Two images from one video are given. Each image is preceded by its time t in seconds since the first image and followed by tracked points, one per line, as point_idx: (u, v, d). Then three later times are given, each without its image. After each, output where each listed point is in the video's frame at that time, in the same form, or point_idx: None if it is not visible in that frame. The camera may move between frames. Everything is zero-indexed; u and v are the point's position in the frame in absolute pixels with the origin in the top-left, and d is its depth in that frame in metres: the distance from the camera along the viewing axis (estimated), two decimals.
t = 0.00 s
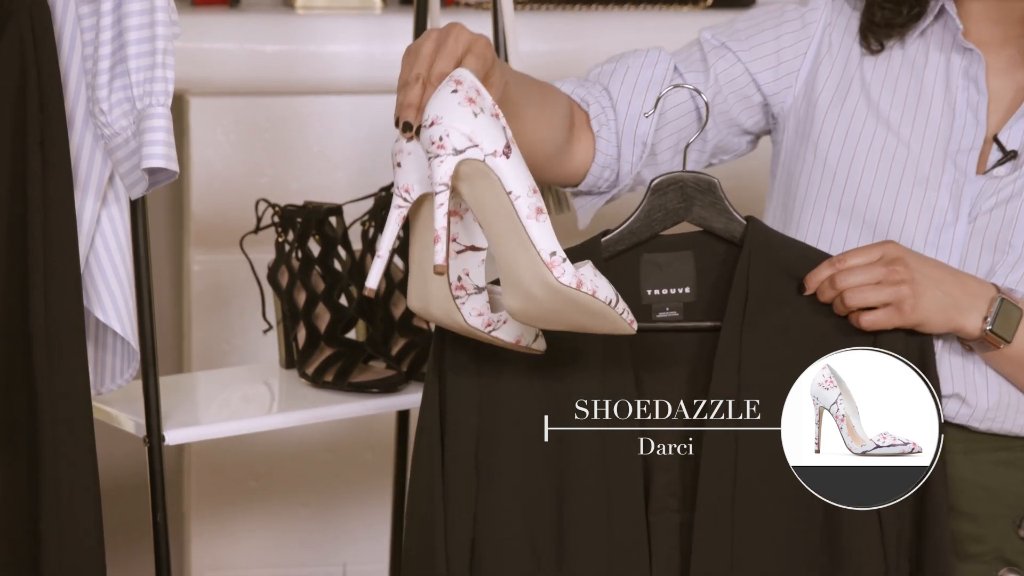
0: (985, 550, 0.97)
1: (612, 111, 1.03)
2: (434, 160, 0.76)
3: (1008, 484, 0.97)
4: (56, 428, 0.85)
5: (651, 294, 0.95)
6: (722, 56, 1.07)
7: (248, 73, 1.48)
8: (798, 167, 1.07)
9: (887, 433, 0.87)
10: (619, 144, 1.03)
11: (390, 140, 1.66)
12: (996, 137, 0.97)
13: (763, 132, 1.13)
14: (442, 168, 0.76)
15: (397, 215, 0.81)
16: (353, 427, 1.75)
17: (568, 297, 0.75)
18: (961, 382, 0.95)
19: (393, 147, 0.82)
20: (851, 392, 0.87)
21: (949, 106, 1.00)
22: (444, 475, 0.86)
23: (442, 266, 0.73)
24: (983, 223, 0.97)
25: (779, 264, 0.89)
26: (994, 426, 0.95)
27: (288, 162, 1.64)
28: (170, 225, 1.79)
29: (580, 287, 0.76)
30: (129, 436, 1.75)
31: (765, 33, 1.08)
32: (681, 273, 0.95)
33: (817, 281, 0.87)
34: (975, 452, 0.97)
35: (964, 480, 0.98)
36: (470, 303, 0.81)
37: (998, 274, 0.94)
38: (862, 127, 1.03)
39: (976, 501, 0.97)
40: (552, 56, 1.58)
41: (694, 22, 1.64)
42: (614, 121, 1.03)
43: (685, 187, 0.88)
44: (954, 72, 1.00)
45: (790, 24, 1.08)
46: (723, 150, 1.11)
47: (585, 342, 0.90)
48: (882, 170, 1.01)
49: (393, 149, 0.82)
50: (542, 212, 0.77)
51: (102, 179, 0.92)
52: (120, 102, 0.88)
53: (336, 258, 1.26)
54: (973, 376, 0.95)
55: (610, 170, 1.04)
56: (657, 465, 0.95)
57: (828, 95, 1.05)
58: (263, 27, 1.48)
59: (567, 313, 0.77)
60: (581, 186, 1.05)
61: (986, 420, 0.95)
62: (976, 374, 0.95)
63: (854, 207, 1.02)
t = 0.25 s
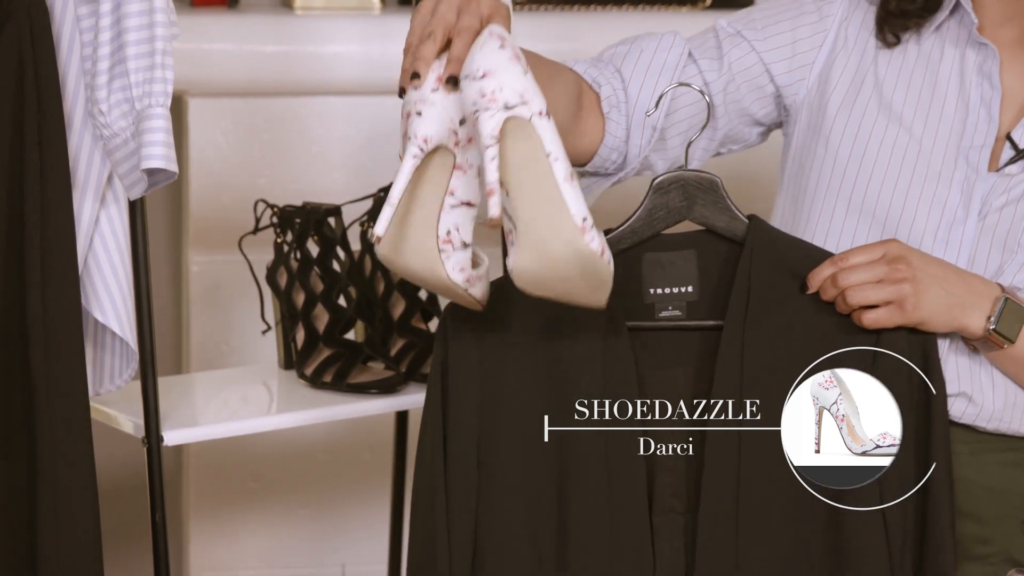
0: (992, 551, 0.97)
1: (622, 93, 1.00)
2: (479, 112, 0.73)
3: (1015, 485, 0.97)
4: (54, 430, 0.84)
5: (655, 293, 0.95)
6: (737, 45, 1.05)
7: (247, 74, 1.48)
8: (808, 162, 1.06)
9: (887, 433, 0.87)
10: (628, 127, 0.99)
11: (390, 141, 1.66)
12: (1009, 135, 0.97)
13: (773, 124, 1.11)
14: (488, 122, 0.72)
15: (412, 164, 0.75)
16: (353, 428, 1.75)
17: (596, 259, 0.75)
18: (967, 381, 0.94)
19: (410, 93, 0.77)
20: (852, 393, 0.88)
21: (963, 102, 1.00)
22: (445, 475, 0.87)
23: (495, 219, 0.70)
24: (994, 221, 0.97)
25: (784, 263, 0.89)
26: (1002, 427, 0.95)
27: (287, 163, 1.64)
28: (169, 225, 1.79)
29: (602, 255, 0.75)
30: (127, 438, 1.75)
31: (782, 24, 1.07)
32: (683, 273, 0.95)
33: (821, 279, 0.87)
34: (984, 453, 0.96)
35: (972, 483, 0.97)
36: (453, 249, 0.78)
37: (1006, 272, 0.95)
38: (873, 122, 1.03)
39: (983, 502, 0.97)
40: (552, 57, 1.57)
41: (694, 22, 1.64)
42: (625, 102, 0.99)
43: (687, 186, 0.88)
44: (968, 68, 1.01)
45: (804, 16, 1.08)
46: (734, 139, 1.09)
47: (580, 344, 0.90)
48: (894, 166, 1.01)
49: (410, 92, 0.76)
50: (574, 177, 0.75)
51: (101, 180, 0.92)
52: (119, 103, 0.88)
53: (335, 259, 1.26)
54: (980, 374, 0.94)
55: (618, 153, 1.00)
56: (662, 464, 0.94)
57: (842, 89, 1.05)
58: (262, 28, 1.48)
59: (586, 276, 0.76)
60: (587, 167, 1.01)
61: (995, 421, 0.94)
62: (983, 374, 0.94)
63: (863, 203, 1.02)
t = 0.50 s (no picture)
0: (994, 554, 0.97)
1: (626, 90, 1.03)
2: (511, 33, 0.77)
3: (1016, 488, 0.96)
4: (51, 432, 0.85)
5: (650, 297, 0.96)
6: (741, 43, 1.06)
7: (243, 75, 1.48)
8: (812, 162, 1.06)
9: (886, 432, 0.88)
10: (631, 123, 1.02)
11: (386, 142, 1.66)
12: (1013, 136, 0.98)
13: (780, 123, 1.12)
14: (525, 38, 0.77)
15: (458, 107, 0.78)
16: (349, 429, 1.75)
17: (650, 156, 0.77)
18: (967, 384, 0.95)
19: (427, 45, 0.79)
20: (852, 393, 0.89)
21: (967, 102, 1.01)
22: (444, 475, 0.86)
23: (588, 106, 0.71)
24: (995, 222, 0.98)
25: (779, 266, 0.90)
26: (1002, 431, 0.94)
27: (283, 165, 1.64)
28: (164, 228, 1.78)
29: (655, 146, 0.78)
30: (122, 440, 1.74)
31: (787, 22, 1.08)
32: (679, 275, 0.95)
33: (815, 283, 0.87)
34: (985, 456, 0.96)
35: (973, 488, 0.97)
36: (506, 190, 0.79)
37: (1006, 275, 0.96)
38: (877, 121, 1.03)
39: (984, 506, 0.96)
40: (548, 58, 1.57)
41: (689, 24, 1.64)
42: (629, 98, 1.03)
43: (682, 190, 0.88)
44: (972, 68, 1.01)
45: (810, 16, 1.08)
46: (741, 138, 1.10)
47: (581, 343, 0.90)
48: (897, 166, 1.01)
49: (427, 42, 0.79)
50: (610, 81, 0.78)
51: (97, 181, 0.92)
52: (116, 105, 0.88)
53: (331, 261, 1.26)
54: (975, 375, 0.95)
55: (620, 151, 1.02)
56: (662, 466, 0.95)
57: (847, 89, 1.05)
58: (258, 30, 1.48)
59: (636, 187, 0.78)
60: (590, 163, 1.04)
61: (993, 423, 0.94)
62: (982, 379, 0.95)
63: (866, 204, 1.02)
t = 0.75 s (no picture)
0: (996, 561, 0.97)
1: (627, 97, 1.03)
2: None
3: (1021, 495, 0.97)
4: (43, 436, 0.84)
5: (647, 302, 0.96)
6: (741, 50, 1.06)
7: (238, 77, 1.47)
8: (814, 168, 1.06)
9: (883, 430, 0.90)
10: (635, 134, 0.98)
11: (381, 144, 1.65)
12: (1014, 139, 0.98)
13: (784, 130, 1.12)
14: None
15: (521, 59, 0.74)
16: (345, 431, 1.74)
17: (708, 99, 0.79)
18: (968, 390, 0.95)
19: (481, 4, 0.75)
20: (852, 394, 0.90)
21: (970, 107, 1.00)
22: (442, 475, 0.87)
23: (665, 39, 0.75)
24: (996, 225, 0.98)
25: (778, 273, 0.90)
26: (1006, 437, 0.94)
27: (278, 167, 1.63)
28: (159, 229, 1.78)
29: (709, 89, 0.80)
30: (118, 443, 1.74)
31: (787, 30, 1.08)
32: (677, 281, 0.95)
33: (810, 288, 0.87)
34: (988, 465, 0.96)
35: (977, 494, 0.97)
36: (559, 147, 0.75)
37: (1006, 280, 0.96)
38: (878, 127, 1.03)
39: (987, 512, 0.97)
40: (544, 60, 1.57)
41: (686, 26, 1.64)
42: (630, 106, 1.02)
43: (679, 198, 0.89)
44: (975, 72, 1.01)
45: (812, 21, 1.08)
46: (745, 146, 1.09)
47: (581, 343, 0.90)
48: (899, 170, 1.01)
49: None
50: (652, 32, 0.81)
51: (91, 183, 0.91)
52: (110, 106, 0.88)
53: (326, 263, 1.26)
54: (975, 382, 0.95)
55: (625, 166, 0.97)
56: (661, 468, 0.95)
57: (847, 94, 1.05)
58: (254, 31, 1.47)
59: (695, 132, 0.79)
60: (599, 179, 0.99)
61: (996, 430, 0.94)
62: (984, 383, 0.95)
63: (868, 208, 1.02)
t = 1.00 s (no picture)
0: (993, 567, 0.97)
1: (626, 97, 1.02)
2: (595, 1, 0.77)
3: (1020, 502, 0.97)
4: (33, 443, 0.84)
5: (647, 306, 0.96)
6: (743, 53, 1.07)
7: (228, 82, 1.47)
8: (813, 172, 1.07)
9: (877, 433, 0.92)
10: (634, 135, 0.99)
11: (373, 150, 1.65)
12: (1015, 145, 0.99)
13: (785, 134, 1.13)
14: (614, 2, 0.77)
15: (538, 72, 0.74)
16: (337, 437, 1.74)
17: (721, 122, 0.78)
18: (966, 395, 0.95)
19: (503, 13, 0.75)
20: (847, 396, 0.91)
21: (971, 113, 1.01)
22: (443, 477, 0.87)
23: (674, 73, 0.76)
24: (996, 232, 0.98)
25: (775, 277, 0.90)
26: (1004, 443, 0.95)
27: (269, 173, 1.63)
28: (150, 235, 1.78)
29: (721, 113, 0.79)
30: (109, 450, 1.73)
31: (789, 33, 1.08)
32: (677, 285, 0.95)
33: (808, 292, 0.88)
34: (988, 471, 0.97)
35: (974, 499, 0.97)
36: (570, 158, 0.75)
37: (1005, 286, 0.96)
38: (879, 131, 1.03)
39: (983, 517, 0.97)
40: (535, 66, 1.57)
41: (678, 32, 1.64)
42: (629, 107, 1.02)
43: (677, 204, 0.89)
44: (976, 77, 1.01)
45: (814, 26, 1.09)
46: (745, 149, 1.10)
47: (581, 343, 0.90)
48: (898, 175, 1.02)
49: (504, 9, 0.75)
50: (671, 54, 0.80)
51: (82, 189, 0.91)
52: (100, 112, 0.88)
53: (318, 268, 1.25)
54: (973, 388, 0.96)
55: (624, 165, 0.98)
56: (661, 470, 0.96)
57: (848, 99, 1.05)
58: (245, 36, 1.47)
59: (702, 151, 0.79)
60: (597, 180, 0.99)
61: (994, 436, 0.95)
62: (982, 387, 0.96)
63: (868, 213, 1.02)
